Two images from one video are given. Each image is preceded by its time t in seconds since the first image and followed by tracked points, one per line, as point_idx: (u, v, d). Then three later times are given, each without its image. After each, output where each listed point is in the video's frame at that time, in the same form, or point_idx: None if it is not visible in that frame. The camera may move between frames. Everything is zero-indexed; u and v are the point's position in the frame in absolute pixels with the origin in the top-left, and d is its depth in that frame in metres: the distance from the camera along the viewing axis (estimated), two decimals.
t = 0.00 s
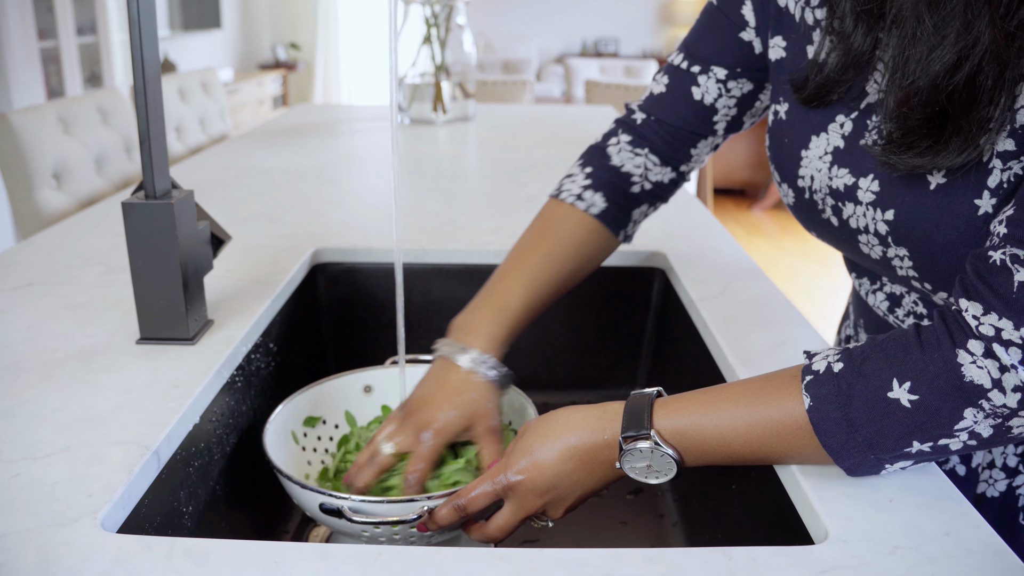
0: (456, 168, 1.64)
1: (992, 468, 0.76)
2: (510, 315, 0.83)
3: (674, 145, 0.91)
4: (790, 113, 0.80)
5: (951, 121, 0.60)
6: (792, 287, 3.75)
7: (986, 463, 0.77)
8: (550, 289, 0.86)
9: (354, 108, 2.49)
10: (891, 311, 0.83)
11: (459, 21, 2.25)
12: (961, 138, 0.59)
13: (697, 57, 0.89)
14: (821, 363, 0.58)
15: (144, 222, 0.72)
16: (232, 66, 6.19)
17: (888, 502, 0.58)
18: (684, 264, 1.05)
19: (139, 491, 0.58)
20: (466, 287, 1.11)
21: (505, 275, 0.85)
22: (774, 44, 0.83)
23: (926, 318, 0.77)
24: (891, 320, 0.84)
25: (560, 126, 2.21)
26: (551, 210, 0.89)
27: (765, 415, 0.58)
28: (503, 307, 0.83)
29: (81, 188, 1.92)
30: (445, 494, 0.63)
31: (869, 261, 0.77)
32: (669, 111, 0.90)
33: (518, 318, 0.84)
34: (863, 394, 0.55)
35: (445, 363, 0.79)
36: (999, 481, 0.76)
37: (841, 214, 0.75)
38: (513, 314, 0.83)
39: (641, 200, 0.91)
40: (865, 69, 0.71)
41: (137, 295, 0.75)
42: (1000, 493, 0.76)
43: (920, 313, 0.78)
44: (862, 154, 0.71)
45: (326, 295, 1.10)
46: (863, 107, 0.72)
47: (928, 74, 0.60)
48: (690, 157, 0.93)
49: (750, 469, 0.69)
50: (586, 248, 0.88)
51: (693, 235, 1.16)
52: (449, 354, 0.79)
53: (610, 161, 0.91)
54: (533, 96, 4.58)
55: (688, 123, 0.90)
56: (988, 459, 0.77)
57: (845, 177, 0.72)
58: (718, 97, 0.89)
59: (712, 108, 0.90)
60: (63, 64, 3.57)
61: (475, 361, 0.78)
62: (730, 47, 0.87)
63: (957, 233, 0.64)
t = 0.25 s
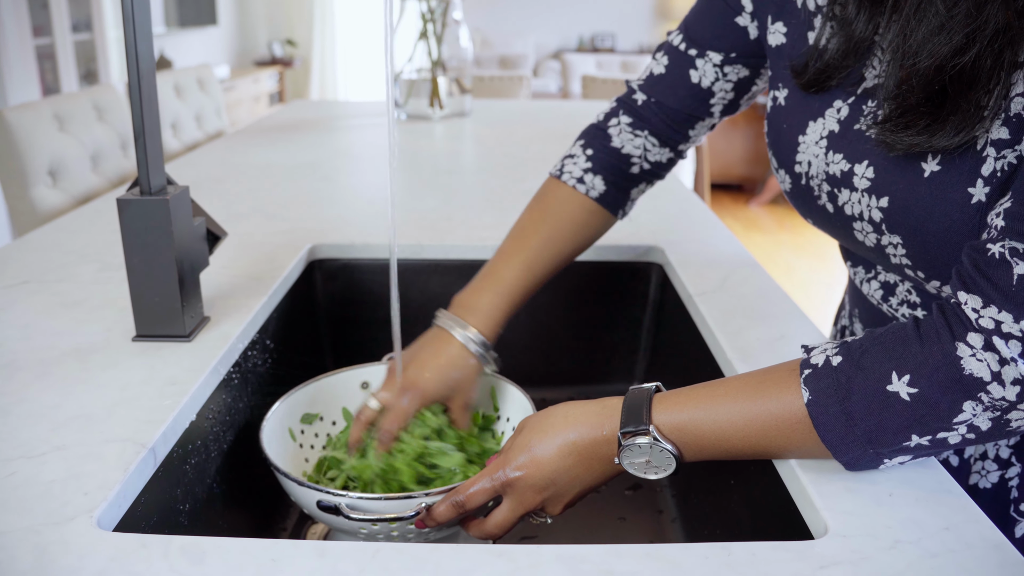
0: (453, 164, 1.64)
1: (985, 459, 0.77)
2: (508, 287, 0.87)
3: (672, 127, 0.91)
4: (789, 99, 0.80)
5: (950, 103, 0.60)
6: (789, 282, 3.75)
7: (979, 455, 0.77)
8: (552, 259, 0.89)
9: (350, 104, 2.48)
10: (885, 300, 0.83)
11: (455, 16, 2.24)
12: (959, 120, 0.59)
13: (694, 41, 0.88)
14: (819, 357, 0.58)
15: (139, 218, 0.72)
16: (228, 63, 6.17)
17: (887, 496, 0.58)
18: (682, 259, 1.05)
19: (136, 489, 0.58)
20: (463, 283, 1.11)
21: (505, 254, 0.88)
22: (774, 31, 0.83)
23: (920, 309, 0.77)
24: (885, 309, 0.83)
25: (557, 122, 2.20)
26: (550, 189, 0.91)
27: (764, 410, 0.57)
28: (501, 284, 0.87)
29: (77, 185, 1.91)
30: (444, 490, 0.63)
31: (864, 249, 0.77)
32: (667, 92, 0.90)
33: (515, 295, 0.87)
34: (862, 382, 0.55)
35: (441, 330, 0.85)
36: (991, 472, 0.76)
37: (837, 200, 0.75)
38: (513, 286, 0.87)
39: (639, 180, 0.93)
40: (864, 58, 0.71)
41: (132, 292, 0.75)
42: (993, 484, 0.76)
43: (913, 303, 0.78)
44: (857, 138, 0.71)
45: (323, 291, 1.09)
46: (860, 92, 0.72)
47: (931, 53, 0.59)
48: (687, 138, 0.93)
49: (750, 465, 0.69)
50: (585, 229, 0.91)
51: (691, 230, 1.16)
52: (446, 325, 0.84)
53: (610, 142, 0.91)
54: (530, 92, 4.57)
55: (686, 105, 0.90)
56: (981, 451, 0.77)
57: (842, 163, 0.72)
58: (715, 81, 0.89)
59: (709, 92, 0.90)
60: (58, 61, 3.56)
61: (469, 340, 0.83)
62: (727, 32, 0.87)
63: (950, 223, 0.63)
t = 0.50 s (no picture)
0: (449, 163, 1.64)
1: (985, 457, 0.76)
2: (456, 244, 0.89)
3: (658, 117, 0.92)
4: (785, 98, 0.80)
5: (941, 107, 0.60)
6: (786, 280, 3.76)
7: (979, 453, 0.77)
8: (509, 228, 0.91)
9: (347, 104, 2.48)
10: (883, 298, 0.83)
11: (451, 15, 2.24)
12: (950, 123, 0.59)
13: (688, 36, 0.89)
14: (816, 355, 0.58)
15: (134, 220, 0.71)
16: (224, 63, 6.16)
17: (885, 494, 0.58)
18: (679, 257, 1.05)
19: (131, 490, 0.58)
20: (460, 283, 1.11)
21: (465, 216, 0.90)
22: (769, 30, 0.82)
23: (918, 306, 0.77)
24: (884, 307, 0.83)
25: (553, 120, 2.20)
26: (530, 161, 0.93)
27: (759, 408, 0.57)
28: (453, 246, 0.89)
29: (72, 186, 1.91)
30: (440, 490, 0.63)
31: (861, 247, 0.77)
32: (656, 83, 0.91)
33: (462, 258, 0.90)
34: (859, 381, 0.55)
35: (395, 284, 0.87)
36: (991, 470, 0.76)
37: (833, 199, 0.75)
38: (462, 246, 0.89)
39: (621, 163, 0.94)
40: (859, 60, 0.71)
41: (128, 293, 0.75)
42: (993, 482, 0.76)
43: (911, 301, 0.78)
44: (854, 138, 0.71)
45: (319, 291, 1.09)
46: (855, 93, 0.72)
47: (921, 59, 0.60)
48: (674, 131, 0.94)
49: (747, 463, 0.69)
50: (560, 201, 0.92)
51: (688, 229, 1.16)
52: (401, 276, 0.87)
53: (595, 122, 0.93)
54: (526, 91, 4.57)
55: (675, 98, 0.91)
56: (981, 449, 0.77)
57: (838, 162, 0.72)
58: (707, 76, 0.90)
59: (699, 86, 0.90)
60: (54, 62, 3.55)
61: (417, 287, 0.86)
62: (721, 28, 0.87)
63: (946, 221, 0.63)
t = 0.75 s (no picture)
0: (449, 162, 1.64)
1: (987, 453, 0.76)
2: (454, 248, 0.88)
3: (658, 115, 0.92)
4: (786, 95, 0.80)
5: (943, 106, 0.60)
6: (787, 278, 3.75)
7: (981, 449, 0.77)
8: (506, 236, 0.91)
9: (347, 103, 2.47)
10: (885, 295, 0.82)
11: (449, 14, 2.23)
12: (952, 122, 0.59)
13: (689, 33, 0.89)
14: (817, 352, 0.58)
15: (133, 220, 0.71)
16: (223, 63, 6.16)
17: (887, 491, 0.58)
18: (679, 255, 1.05)
19: (132, 490, 0.58)
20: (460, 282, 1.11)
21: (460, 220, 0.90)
22: (770, 27, 0.82)
23: (920, 303, 0.77)
24: (885, 304, 0.83)
25: (552, 119, 2.20)
26: (528, 164, 0.92)
27: (760, 406, 0.57)
28: (448, 249, 0.89)
29: (72, 186, 1.91)
30: (442, 489, 0.63)
31: (862, 244, 0.77)
32: (656, 81, 0.91)
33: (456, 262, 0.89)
34: (862, 378, 0.55)
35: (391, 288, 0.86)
36: (994, 467, 0.76)
37: (835, 196, 0.74)
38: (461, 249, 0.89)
39: (620, 163, 0.93)
40: (860, 56, 0.71)
41: (127, 293, 0.74)
42: (995, 478, 0.76)
43: (912, 298, 0.78)
44: (856, 135, 0.71)
45: (319, 290, 1.09)
46: (857, 90, 0.72)
47: (922, 59, 0.60)
48: (675, 130, 0.93)
49: (748, 461, 0.69)
50: (557, 205, 0.92)
51: (688, 226, 1.16)
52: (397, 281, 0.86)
53: (593, 123, 0.93)
54: (525, 90, 4.57)
55: (675, 96, 0.91)
56: (983, 445, 0.77)
57: (840, 159, 0.72)
58: (708, 73, 0.89)
59: (701, 84, 0.90)
60: (53, 62, 3.55)
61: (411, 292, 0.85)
62: (722, 24, 0.87)
63: (949, 217, 0.63)
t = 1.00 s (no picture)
0: (449, 160, 1.63)
1: (989, 451, 0.76)
2: (463, 228, 0.89)
3: (667, 115, 0.92)
4: (786, 92, 0.80)
5: (944, 102, 0.60)
6: (787, 275, 3.75)
7: (984, 447, 0.77)
8: (517, 217, 0.91)
9: (346, 102, 2.47)
10: (886, 293, 0.82)
11: (449, 12, 2.23)
12: (954, 117, 0.59)
13: (693, 36, 0.89)
14: (817, 349, 0.57)
15: (133, 219, 0.71)
16: (223, 62, 6.15)
17: (887, 489, 0.58)
18: (680, 252, 1.04)
19: (132, 490, 0.57)
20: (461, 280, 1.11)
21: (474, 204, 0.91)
22: (772, 24, 0.82)
23: (920, 300, 0.77)
24: (886, 301, 0.83)
25: (552, 117, 2.20)
26: (548, 152, 0.93)
27: (761, 403, 0.57)
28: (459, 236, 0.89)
29: (71, 185, 1.91)
30: (442, 487, 0.63)
31: (863, 241, 0.77)
32: (665, 82, 0.92)
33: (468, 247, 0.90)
34: (861, 375, 0.55)
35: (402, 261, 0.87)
36: (996, 464, 0.76)
37: (836, 192, 0.74)
38: (472, 228, 0.89)
39: (635, 160, 0.94)
40: (858, 51, 0.70)
41: (127, 292, 0.74)
42: (997, 475, 0.76)
43: (913, 295, 0.78)
44: (857, 131, 0.70)
45: (320, 289, 1.09)
46: (857, 85, 0.71)
47: (924, 55, 0.59)
48: (684, 130, 0.93)
49: (749, 458, 0.69)
50: (575, 195, 0.93)
51: (688, 224, 1.16)
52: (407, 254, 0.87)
53: (609, 118, 0.94)
54: (525, 88, 4.57)
55: (683, 97, 0.91)
56: (985, 443, 0.76)
57: (841, 156, 0.72)
58: (714, 75, 0.90)
59: (707, 85, 0.90)
60: (52, 62, 3.55)
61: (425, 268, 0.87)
62: (725, 26, 0.86)
63: (950, 214, 0.63)
